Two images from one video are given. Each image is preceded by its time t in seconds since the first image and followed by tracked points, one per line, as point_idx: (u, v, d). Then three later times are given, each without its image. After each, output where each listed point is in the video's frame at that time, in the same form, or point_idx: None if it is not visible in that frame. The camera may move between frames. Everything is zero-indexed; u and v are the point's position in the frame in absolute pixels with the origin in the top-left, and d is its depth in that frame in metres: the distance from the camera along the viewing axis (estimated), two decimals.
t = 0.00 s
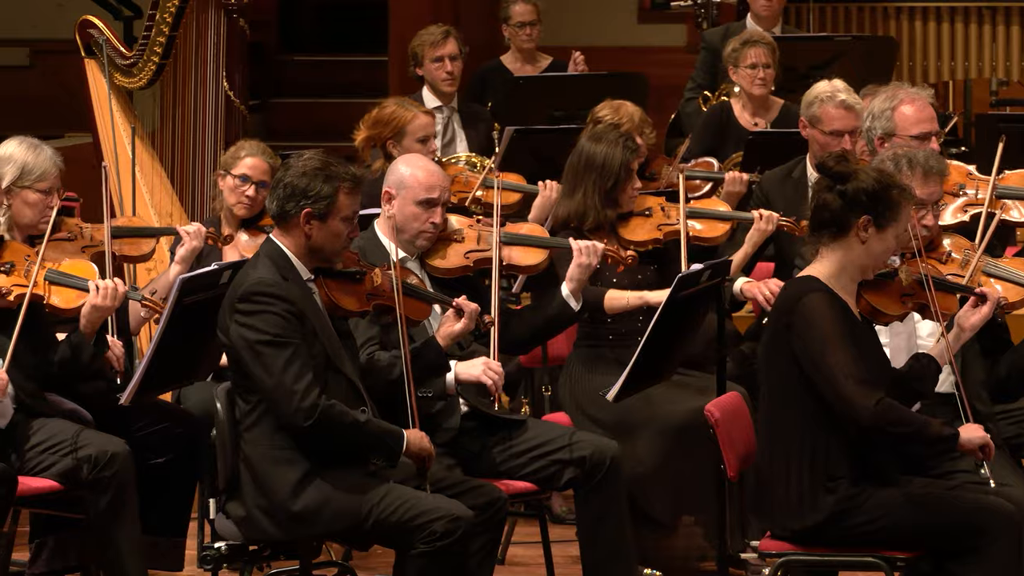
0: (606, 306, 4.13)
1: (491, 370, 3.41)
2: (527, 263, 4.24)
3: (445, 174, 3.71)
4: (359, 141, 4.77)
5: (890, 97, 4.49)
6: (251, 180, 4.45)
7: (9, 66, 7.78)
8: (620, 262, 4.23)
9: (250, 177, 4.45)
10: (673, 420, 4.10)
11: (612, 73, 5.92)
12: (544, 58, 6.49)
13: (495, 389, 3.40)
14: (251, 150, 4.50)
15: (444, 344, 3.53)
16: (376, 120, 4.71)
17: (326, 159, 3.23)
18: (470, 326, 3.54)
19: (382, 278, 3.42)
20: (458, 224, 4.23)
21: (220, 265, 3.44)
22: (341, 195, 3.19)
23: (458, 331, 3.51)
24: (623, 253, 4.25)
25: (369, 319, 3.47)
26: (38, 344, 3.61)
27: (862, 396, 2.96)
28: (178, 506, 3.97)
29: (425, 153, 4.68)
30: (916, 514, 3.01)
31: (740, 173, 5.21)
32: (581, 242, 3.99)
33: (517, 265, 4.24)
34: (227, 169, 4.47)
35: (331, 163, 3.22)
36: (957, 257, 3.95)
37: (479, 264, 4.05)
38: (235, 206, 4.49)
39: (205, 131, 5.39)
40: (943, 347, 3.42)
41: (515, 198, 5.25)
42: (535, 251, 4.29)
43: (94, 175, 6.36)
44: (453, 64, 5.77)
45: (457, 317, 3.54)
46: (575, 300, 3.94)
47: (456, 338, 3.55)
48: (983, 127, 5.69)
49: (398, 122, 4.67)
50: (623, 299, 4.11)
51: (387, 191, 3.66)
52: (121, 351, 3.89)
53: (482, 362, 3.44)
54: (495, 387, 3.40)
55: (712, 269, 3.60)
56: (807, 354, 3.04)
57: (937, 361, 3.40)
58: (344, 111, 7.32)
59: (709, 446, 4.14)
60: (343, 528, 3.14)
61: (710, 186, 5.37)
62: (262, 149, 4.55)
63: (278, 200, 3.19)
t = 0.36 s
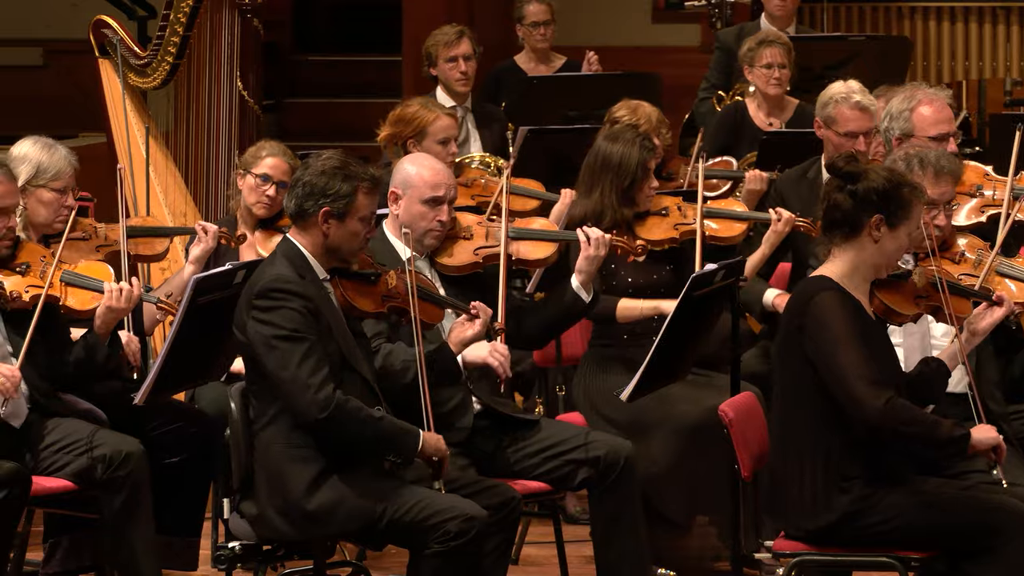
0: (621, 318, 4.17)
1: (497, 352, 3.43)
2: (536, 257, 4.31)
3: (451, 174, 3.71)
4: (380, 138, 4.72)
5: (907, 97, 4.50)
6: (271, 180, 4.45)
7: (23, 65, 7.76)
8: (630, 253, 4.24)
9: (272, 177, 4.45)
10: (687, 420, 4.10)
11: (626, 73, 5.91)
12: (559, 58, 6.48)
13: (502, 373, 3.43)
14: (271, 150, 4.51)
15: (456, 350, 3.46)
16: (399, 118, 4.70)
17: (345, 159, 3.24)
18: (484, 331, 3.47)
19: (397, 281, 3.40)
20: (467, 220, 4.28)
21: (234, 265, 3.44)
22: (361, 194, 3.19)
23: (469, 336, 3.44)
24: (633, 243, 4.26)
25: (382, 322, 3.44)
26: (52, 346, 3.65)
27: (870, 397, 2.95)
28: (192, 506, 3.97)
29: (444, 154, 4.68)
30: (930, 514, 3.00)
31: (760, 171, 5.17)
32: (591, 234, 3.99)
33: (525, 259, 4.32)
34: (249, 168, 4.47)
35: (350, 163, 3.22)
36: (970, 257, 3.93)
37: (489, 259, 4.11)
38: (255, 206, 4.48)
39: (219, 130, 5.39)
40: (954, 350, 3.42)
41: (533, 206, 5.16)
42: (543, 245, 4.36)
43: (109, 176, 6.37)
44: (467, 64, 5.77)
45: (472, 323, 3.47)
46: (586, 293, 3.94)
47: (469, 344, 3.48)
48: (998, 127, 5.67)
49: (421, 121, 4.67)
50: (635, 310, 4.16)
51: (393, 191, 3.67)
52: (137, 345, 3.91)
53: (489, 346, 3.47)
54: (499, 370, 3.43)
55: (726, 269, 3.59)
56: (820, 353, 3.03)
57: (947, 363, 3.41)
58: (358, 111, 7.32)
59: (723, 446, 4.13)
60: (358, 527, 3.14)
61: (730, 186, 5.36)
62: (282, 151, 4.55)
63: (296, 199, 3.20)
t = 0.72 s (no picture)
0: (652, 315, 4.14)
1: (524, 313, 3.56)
2: (549, 256, 4.31)
3: (464, 172, 3.72)
4: (386, 138, 4.70)
5: (921, 98, 4.49)
6: (276, 179, 4.46)
7: (36, 65, 7.77)
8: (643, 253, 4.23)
9: (276, 176, 4.45)
10: (700, 420, 4.09)
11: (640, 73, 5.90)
12: (572, 58, 6.47)
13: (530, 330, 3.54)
14: (277, 149, 4.51)
15: (472, 348, 3.43)
16: (406, 121, 4.68)
17: (360, 160, 3.23)
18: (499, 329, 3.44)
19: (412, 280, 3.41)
20: (481, 220, 4.28)
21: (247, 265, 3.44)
22: (376, 197, 3.19)
23: (485, 333, 3.42)
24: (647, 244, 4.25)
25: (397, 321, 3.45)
26: (64, 342, 3.62)
27: (894, 397, 2.95)
28: (206, 505, 3.97)
29: (454, 157, 4.68)
30: (944, 514, 2.98)
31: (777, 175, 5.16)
32: (604, 233, 4.03)
33: (539, 258, 4.31)
34: (254, 168, 4.48)
35: (366, 164, 3.22)
36: (984, 256, 3.94)
37: (501, 259, 4.10)
38: (260, 205, 4.49)
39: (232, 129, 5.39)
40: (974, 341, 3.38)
41: (545, 204, 5.16)
42: (558, 244, 4.35)
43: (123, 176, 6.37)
44: (480, 64, 5.77)
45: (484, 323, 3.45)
46: (598, 291, 3.95)
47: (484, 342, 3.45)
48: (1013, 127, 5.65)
49: (429, 125, 4.66)
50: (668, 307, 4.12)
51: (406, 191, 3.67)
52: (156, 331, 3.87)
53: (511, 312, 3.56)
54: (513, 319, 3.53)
55: (739, 269, 3.58)
56: (836, 353, 3.02)
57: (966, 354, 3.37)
58: (371, 111, 7.31)
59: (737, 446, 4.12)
60: (372, 527, 3.14)
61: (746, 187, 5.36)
62: (288, 148, 4.56)
63: (312, 199, 3.19)
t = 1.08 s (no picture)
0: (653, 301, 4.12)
1: (536, 343, 3.51)
2: (564, 256, 4.30)
3: (481, 171, 3.71)
4: (399, 139, 4.70)
5: (936, 96, 4.47)
6: (292, 177, 4.46)
7: (49, 65, 7.75)
8: (658, 252, 4.22)
9: (292, 174, 4.46)
10: (715, 419, 4.08)
11: (654, 72, 5.89)
12: (587, 57, 6.47)
13: (543, 360, 3.48)
14: (293, 148, 4.52)
15: (484, 347, 3.45)
16: (422, 119, 4.69)
17: (373, 158, 3.24)
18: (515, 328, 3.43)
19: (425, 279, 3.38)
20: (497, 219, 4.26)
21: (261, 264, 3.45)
22: (387, 195, 3.19)
23: (500, 332, 3.41)
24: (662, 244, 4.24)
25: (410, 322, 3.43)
26: (79, 339, 3.64)
27: (904, 394, 2.94)
28: (220, 505, 3.97)
29: (468, 154, 4.68)
30: (957, 514, 2.98)
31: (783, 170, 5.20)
32: (620, 231, 4.02)
33: (554, 258, 4.31)
34: (270, 167, 4.49)
35: (379, 163, 3.22)
36: (998, 255, 3.93)
37: (518, 259, 4.08)
38: (277, 202, 4.49)
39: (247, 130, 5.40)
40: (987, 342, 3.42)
41: (558, 201, 5.16)
42: (573, 243, 4.34)
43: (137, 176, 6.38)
44: (494, 63, 5.77)
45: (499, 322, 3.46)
46: (614, 291, 3.93)
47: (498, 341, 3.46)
48: None
49: (444, 122, 4.67)
50: (669, 292, 4.11)
51: (423, 188, 3.68)
52: (165, 340, 3.84)
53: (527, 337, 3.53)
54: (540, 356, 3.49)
55: (754, 268, 3.57)
56: (848, 352, 3.02)
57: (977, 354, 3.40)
58: (385, 110, 7.32)
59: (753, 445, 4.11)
60: (386, 527, 3.13)
61: (752, 185, 5.37)
62: (303, 146, 4.56)
63: (324, 198, 3.20)
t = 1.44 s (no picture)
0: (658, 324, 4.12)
1: (540, 346, 3.46)
2: (576, 252, 4.28)
3: (492, 166, 3.69)
4: (420, 133, 4.67)
5: (954, 93, 4.43)
6: (308, 175, 4.44)
7: (60, 61, 7.73)
8: (669, 248, 4.20)
9: (308, 172, 4.44)
10: (729, 418, 4.06)
11: (668, 69, 5.85)
12: (600, 54, 6.45)
13: (546, 368, 3.45)
14: (308, 146, 4.50)
15: (495, 347, 3.45)
16: (442, 116, 4.64)
17: (385, 155, 3.22)
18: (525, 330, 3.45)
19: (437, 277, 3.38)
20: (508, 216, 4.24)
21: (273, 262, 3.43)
22: (400, 192, 3.17)
23: (511, 334, 3.43)
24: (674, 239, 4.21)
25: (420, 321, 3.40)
26: (90, 342, 3.58)
27: (909, 393, 2.92)
28: (231, 504, 3.95)
29: (485, 153, 4.63)
30: (973, 514, 2.96)
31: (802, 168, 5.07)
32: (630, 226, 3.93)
33: (566, 254, 4.29)
34: (285, 164, 4.46)
35: (391, 160, 3.20)
36: (1013, 254, 3.92)
37: (529, 256, 4.04)
38: (292, 201, 4.46)
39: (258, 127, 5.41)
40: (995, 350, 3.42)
41: (574, 205, 5.09)
42: (585, 238, 4.33)
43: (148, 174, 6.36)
44: (507, 60, 5.74)
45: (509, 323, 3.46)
46: (625, 285, 3.87)
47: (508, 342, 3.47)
48: None
49: (463, 120, 4.61)
50: (674, 319, 4.10)
51: (434, 184, 3.64)
52: (175, 344, 3.81)
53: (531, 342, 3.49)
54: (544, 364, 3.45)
55: (768, 266, 3.55)
56: (861, 349, 3.00)
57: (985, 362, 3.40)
58: (398, 107, 7.29)
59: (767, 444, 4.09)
60: (398, 526, 3.11)
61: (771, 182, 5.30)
62: (319, 145, 4.54)
63: (336, 195, 3.18)
